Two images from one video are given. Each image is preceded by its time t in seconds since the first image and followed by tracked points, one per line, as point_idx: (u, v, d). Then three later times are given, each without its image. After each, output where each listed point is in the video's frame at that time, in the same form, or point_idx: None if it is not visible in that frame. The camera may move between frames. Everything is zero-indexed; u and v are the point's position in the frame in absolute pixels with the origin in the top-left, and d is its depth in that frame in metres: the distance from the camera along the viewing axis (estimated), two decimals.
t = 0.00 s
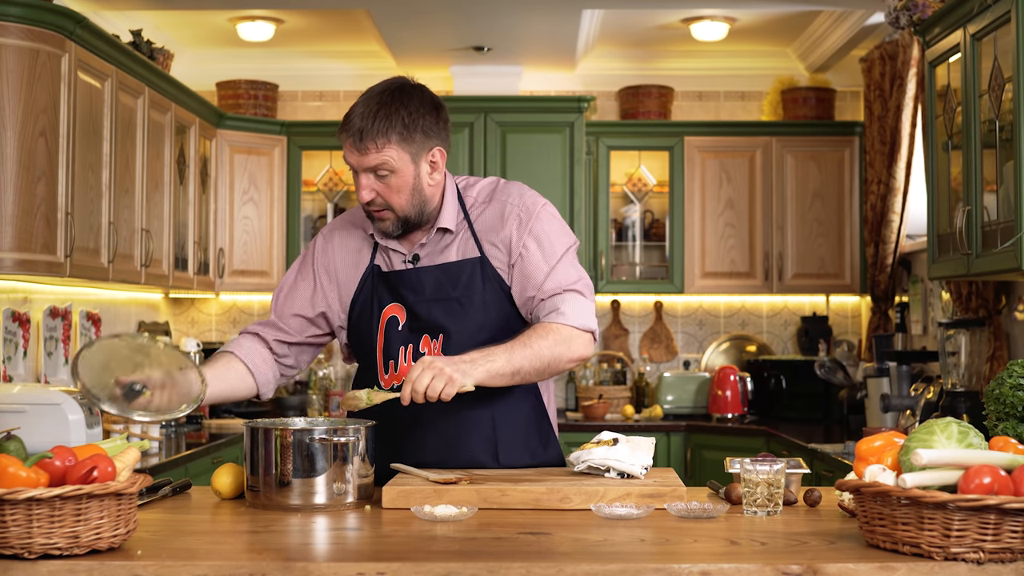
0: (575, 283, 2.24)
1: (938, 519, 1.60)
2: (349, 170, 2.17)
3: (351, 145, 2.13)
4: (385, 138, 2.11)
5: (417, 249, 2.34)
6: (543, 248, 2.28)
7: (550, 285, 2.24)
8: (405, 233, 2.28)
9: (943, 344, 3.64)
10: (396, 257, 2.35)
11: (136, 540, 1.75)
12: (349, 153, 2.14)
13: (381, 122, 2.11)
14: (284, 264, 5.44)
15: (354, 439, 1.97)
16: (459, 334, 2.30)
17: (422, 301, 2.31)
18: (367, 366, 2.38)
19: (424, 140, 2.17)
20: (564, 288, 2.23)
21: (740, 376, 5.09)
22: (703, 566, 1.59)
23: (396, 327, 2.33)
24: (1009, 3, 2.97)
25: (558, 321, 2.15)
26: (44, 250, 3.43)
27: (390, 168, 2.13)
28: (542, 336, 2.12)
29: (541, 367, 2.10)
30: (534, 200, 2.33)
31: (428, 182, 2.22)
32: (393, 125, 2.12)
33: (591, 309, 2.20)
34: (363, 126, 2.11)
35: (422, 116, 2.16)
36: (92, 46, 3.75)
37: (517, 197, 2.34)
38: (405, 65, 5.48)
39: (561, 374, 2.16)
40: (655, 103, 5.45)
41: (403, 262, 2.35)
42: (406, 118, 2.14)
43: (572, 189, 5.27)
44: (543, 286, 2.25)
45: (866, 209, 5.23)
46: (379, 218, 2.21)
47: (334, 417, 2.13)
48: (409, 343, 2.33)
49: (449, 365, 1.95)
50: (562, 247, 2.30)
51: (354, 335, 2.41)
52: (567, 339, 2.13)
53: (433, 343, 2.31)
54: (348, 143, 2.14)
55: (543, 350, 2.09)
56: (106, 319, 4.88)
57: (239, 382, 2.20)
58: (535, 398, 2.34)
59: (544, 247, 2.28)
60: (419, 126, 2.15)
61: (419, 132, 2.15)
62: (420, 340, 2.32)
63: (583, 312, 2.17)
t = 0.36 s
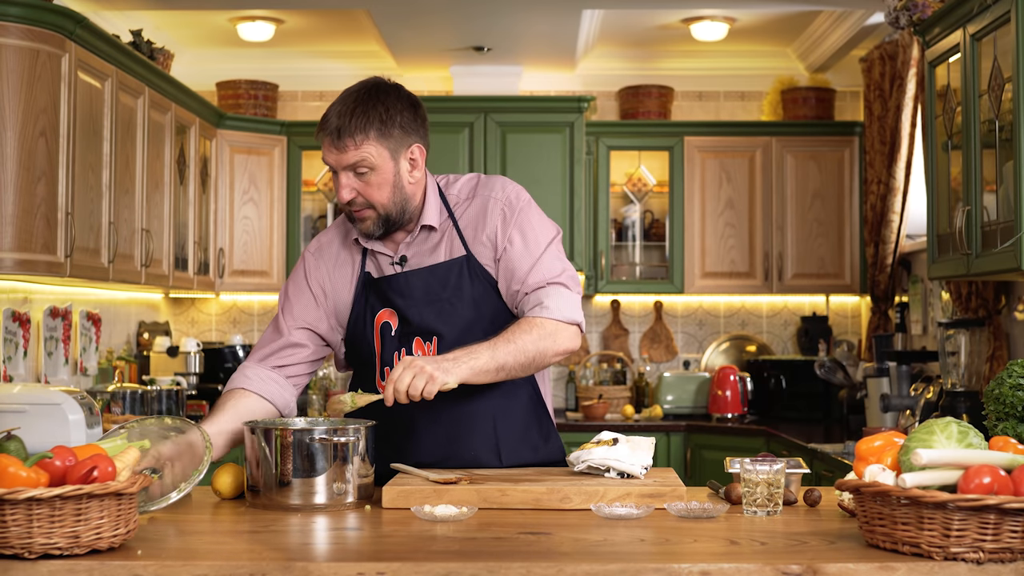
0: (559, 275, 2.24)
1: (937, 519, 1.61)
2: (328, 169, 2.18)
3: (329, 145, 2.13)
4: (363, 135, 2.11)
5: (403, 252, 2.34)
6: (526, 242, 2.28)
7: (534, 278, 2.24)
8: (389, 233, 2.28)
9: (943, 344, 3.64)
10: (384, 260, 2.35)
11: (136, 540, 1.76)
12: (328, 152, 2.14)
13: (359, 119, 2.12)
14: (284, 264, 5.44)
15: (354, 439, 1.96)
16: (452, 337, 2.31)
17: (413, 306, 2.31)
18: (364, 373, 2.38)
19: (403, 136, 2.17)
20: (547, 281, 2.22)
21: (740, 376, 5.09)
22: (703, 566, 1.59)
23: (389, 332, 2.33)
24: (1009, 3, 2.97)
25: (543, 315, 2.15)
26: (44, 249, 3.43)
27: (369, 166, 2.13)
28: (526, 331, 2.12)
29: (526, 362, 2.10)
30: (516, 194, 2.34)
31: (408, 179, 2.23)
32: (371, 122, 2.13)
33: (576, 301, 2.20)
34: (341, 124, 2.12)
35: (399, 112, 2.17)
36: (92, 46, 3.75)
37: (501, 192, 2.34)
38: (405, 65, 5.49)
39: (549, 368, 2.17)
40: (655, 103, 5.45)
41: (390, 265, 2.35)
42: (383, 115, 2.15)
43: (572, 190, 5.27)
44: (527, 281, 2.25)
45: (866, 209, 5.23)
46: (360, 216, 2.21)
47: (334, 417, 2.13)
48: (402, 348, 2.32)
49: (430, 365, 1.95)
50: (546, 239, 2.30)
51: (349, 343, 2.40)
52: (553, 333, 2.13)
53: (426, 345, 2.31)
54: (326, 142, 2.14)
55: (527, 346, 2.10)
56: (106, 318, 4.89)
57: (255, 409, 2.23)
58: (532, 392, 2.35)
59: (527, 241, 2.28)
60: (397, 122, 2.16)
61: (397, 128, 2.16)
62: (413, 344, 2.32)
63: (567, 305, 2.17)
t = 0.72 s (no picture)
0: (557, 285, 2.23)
1: (938, 519, 1.60)
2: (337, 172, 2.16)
3: (339, 147, 2.11)
4: (375, 138, 2.10)
5: (405, 254, 2.34)
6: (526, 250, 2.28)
7: (533, 287, 2.24)
8: (399, 233, 2.28)
9: (943, 344, 3.64)
10: (386, 260, 2.35)
11: (136, 540, 1.75)
12: (337, 155, 2.12)
13: (370, 122, 2.10)
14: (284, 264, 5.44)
15: (354, 439, 1.97)
16: (450, 340, 2.31)
17: (411, 308, 2.30)
18: (361, 373, 2.38)
19: (413, 138, 2.16)
20: (546, 290, 2.22)
21: (740, 376, 5.09)
22: (703, 565, 1.59)
23: (387, 333, 2.33)
24: (1009, 3, 2.97)
25: (539, 324, 2.14)
26: (44, 250, 3.43)
27: (380, 169, 2.12)
28: (521, 339, 2.12)
29: (520, 370, 2.11)
30: (520, 199, 2.33)
31: (417, 180, 2.22)
32: (381, 124, 2.11)
33: (574, 311, 2.19)
34: (352, 127, 2.10)
35: (409, 114, 2.16)
36: (92, 46, 3.75)
37: (504, 197, 2.34)
38: (405, 65, 5.48)
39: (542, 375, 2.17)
40: (655, 103, 5.45)
41: (392, 266, 2.35)
42: (394, 117, 2.13)
43: (572, 189, 5.27)
44: (527, 288, 2.24)
45: (866, 209, 5.23)
46: (368, 218, 2.20)
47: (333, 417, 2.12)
48: (400, 349, 2.33)
49: (424, 377, 1.95)
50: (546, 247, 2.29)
51: (345, 341, 2.40)
52: (548, 343, 2.13)
53: (424, 349, 2.31)
54: (336, 145, 2.12)
55: (522, 355, 2.10)
56: (106, 318, 4.89)
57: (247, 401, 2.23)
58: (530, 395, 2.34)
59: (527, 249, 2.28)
60: (407, 123, 2.15)
61: (407, 130, 2.14)
62: (412, 347, 2.32)
63: (564, 315, 2.17)
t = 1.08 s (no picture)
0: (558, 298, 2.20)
1: (938, 519, 1.60)
2: (365, 169, 2.14)
3: (371, 146, 2.10)
4: (409, 139, 2.09)
5: (420, 251, 2.33)
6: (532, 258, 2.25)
7: (537, 296, 2.22)
8: (420, 234, 2.27)
9: (943, 344, 3.64)
10: (400, 256, 2.34)
11: (136, 541, 1.75)
12: (368, 153, 2.10)
13: (404, 122, 2.09)
14: (284, 264, 5.44)
15: (354, 439, 1.97)
16: (456, 339, 2.31)
17: (419, 305, 2.31)
18: (365, 365, 2.40)
19: (443, 140, 2.16)
20: (548, 301, 2.20)
21: (740, 376, 5.09)
22: (703, 566, 1.59)
23: (393, 327, 2.34)
24: (1009, 3, 2.97)
25: (535, 336, 2.13)
26: (44, 250, 3.43)
27: (411, 169, 2.11)
28: (512, 352, 2.12)
29: (508, 380, 2.12)
30: (534, 206, 2.30)
31: (443, 181, 2.22)
32: (415, 125, 2.10)
33: (573, 325, 2.17)
34: (385, 127, 2.09)
35: (441, 115, 2.15)
36: (92, 46, 3.75)
37: (519, 202, 2.31)
38: (405, 65, 5.48)
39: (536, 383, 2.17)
40: (655, 103, 5.45)
41: (407, 262, 2.34)
42: (427, 119, 2.12)
43: (572, 190, 5.27)
44: (530, 297, 2.22)
45: (866, 209, 5.23)
46: (391, 216, 2.19)
47: (334, 417, 2.13)
48: (406, 344, 2.33)
49: (402, 385, 2.00)
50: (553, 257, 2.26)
51: (351, 332, 2.41)
52: (541, 356, 2.12)
53: (429, 347, 2.32)
54: (368, 143, 2.10)
55: (509, 367, 2.10)
56: (106, 318, 4.88)
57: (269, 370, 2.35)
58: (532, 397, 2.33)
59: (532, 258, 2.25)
60: (439, 125, 2.14)
61: (439, 131, 2.14)
62: (418, 343, 2.33)
63: (563, 329, 2.15)
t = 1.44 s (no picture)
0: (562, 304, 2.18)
1: (938, 519, 1.61)
2: (406, 159, 2.16)
3: (416, 135, 2.12)
4: (454, 131, 2.11)
5: (447, 245, 2.32)
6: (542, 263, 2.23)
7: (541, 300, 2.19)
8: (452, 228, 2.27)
9: (943, 344, 3.64)
10: (426, 246, 2.33)
11: (136, 540, 1.75)
12: (413, 142, 2.12)
13: (450, 115, 2.12)
14: (284, 264, 5.43)
15: (353, 439, 1.97)
16: (468, 334, 2.29)
17: (434, 297, 2.29)
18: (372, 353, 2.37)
19: (485, 137, 2.19)
20: (552, 305, 2.18)
21: (740, 376, 5.09)
22: (703, 566, 1.59)
23: (407, 317, 2.32)
24: (1009, 4, 2.97)
25: (534, 338, 2.10)
26: (44, 250, 3.43)
27: (454, 161, 2.13)
28: (508, 351, 2.08)
29: (504, 382, 2.08)
30: (559, 216, 2.29)
31: (481, 178, 2.24)
32: (461, 118, 2.13)
33: (574, 333, 2.15)
34: (432, 117, 2.11)
35: (485, 112, 2.18)
36: (92, 47, 3.75)
37: (544, 210, 2.30)
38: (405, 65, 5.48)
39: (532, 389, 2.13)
40: (655, 103, 5.45)
41: (431, 254, 2.33)
42: (473, 114, 2.15)
43: (572, 190, 5.27)
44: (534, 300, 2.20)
45: (866, 209, 5.23)
46: (425, 209, 2.19)
47: (334, 417, 2.13)
48: (418, 335, 2.31)
49: (395, 372, 1.97)
50: (563, 265, 2.23)
51: (364, 317, 2.39)
52: (536, 359, 2.09)
53: (440, 339, 2.30)
54: (413, 133, 2.12)
55: (504, 366, 2.07)
56: (106, 318, 4.88)
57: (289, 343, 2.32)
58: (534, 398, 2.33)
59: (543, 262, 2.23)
60: (482, 122, 2.17)
61: (483, 128, 2.17)
62: (429, 335, 2.31)
63: (562, 334, 2.12)
